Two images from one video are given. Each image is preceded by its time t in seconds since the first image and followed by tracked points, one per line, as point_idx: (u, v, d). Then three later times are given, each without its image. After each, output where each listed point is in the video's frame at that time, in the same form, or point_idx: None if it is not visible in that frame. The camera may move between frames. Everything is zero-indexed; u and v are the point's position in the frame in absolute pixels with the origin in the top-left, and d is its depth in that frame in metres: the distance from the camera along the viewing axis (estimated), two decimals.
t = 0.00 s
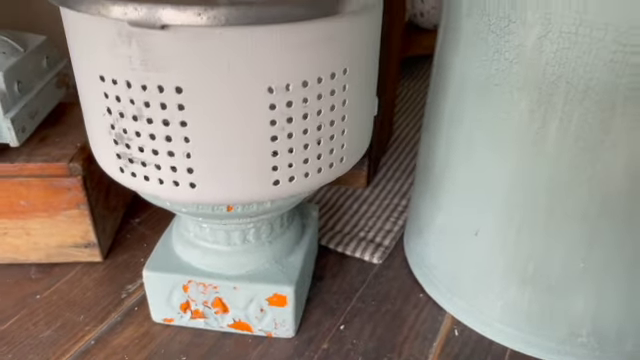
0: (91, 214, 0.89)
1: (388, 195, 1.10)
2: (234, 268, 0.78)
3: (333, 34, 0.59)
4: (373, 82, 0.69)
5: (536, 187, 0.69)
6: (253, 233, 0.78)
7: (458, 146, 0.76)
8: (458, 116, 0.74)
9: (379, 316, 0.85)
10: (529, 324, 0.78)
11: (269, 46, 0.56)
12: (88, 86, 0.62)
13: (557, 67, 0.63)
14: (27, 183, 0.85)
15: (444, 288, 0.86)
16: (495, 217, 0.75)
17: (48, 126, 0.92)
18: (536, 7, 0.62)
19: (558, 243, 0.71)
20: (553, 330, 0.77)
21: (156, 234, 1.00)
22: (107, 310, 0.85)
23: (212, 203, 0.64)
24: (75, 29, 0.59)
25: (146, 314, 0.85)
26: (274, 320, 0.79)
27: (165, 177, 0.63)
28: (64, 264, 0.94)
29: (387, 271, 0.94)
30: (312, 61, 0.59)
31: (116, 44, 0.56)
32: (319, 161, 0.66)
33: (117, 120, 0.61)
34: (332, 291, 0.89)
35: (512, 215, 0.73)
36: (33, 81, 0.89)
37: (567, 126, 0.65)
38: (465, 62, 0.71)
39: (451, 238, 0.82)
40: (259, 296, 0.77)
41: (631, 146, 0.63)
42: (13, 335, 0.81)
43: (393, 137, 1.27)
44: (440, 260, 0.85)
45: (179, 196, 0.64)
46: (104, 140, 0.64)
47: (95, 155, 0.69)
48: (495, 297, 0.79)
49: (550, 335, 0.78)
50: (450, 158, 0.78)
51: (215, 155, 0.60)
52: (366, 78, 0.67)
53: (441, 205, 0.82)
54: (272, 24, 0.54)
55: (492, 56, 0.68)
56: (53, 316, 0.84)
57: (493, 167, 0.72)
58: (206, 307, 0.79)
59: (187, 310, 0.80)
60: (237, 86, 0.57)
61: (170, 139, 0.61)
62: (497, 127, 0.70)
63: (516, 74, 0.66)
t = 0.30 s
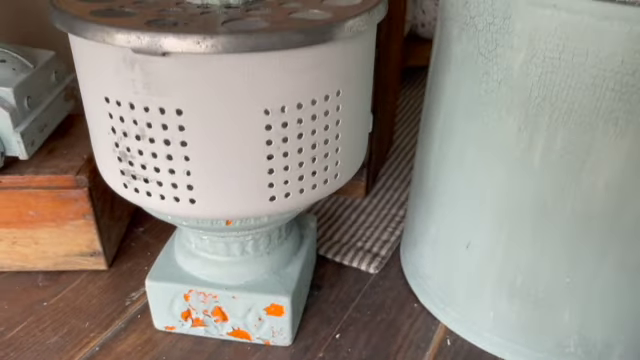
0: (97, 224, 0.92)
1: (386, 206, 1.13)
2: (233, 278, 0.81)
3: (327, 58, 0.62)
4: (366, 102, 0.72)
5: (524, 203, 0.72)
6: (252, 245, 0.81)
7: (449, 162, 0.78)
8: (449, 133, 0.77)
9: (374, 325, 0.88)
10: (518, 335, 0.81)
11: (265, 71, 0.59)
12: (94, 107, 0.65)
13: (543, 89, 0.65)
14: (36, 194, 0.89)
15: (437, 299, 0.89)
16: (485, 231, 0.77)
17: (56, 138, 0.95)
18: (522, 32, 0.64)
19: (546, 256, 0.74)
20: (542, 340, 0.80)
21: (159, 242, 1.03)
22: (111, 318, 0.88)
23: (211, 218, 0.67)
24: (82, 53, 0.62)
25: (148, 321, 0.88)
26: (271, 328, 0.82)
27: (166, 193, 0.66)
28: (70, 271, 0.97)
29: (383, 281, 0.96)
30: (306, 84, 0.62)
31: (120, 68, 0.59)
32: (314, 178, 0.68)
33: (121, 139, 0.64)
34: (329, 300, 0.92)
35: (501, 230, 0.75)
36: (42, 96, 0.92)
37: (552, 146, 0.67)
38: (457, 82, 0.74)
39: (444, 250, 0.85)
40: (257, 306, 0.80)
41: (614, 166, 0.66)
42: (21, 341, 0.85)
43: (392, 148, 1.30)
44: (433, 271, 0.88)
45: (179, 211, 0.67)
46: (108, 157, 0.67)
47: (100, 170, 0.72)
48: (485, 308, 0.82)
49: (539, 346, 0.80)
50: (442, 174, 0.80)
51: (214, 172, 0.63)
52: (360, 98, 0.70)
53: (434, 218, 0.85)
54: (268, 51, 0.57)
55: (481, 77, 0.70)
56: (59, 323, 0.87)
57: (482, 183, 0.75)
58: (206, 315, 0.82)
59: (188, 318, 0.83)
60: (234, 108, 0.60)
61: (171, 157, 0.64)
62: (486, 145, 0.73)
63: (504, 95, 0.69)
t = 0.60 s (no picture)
0: (101, 232, 0.94)
1: (386, 214, 1.14)
2: (233, 287, 0.83)
3: (323, 76, 0.64)
4: (363, 116, 0.74)
5: (517, 216, 0.73)
6: (251, 254, 0.83)
7: (445, 174, 0.80)
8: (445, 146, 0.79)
9: (372, 334, 0.90)
10: (513, 344, 0.82)
11: (263, 89, 0.61)
12: (97, 122, 0.67)
13: (535, 105, 0.67)
14: (41, 202, 0.90)
15: (434, 308, 0.90)
16: (480, 243, 0.79)
17: (62, 147, 0.97)
18: (514, 50, 0.66)
19: (539, 269, 0.75)
20: (536, 350, 0.81)
21: (162, 249, 1.05)
22: (114, 324, 0.90)
23: (211, 229, 0.69)
24: (85, 70, 0.64)
25: (150, 328, 0.90)
26: (270, 336, 0.84)
27: (167, 205, 0.68)
28: (74, 278, 0.99)
29: (381, 289, 0.98)
30: (303, 101, 0.64)
31: (123, 86, 0.61)
32: (311, 191, 0.70)
33: (123, 153, 0.66)
34: (328, 309, 0.94)
35: (495, 242, 0.77)
36: (48, 106, 0.94)
37: (544, 161, 0.68)
38: (452, 97, 0.75)
39: (440, 260, 0.86)
40: (256, 314, 0.82)
41: (605, 181, 0.67)
42: (26, 347, 0.87)
43: (392, 156, 1.31)
44: (430, 281, 0.89)
45: (179, 223, 0.69)
46: (111, 170, 0.69)
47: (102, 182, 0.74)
48: (481, 318, 0.83)
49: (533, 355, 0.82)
50: (439, 186, 0.82)
51: (213, 186, 0.65)
52: (357, 113, 0.71)
53: (430, 228, 0.86)
54: (265, 70, 0.59)
55: (475, 93, 0.72)
56: (63, 330, 0.89)
57: (477, 196, 0.76)
58: (206, 323, 0.84)
59: (189, 325, 0.85)
60: (233, 125, 0.62)
61: (171, 171, 0.65)
62: (480, 159, 0.74)
63: (497, 110, 0.70)
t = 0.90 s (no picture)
0: (105, 241, 0.96)
1: (386, 223, 1.15)
2: (233, 296, 0.84)
3: (320, 94, 0.66)
4: (360, 132, 0.75)
5: (511, 230, 0.75)
6: (251, 265, 0.85)
7: (441, 187, 0.81)
8: (441, 160, 0.80)
9: (369, 343, 0.91)
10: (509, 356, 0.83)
11: (261, 107, 0.63)
12: (100, 137, 0.69)
13: (528, 123, 0.68)
14: (47, 211, 0.93)
15: (431, 318, 0.91)
16: (475, 256, 0.80)
17: (68, 157, 1.00)
18: (507, 68, 0.67)
19: (533, 282, 0.76)
20: None
21: (165, 257, 1.07)
22: (117, 332, 0.92)
23: (211, 242, 0.71)
24: (90, 87, 0.66)
25: (152, 336, 0.92)
26: (269, 345, 0.85)
27: (168, 218, 0.69)
28: (79, 285, 1.01)
29: (380, 298, 0.99)
30: (300, 118, 0.65)
31: (125, 103, 0.63)
32: (308, 204, 0.72)
33: (126, 167, 0.68)
34: (327, 317, 0.95)
35: (490, 256, 0.78)
36: (55, 117, 0.96)
37: (538, 178, 0.70)
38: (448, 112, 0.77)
39: (436, 272, 0.87)
40: (256, 323, 0.84)
41: (597, 197, 0.68)
42: (31, 353, 0.89)
43: (394, 164, 1.33)
44: (427, 291, 0.91)
45: (180, 236, 0.70)
46: (114, 183, 0.71)
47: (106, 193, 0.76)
48: (477, 329, 0.85)
49: None
50: (435, 199, 0.83)
51: (212, 200, 0.67)
52: (354, 129, 0.73)
53: (427, 240, 0.88)
54: (263, 89, 0.61)
55: (470, 109, 0.73)
56: (67, 336, 0.92)
57: (472, 210, 0.78)
58: (207, 331, 0.86)
59: (190, 333, 0.87)
60: (232, 141, 0.64)
61: (172, 185, 0.67)
62: (475, 174, 0.75)
63: (491, 127, 0.71)
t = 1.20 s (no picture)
0: (108, 244, 0.97)
1: (387, 227, 1.16)
2: (233, 301, 0.85)
3: (319, 103, 0.66)
4: (359, 139, 0.76)
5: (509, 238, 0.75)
6: (251, 270, 0.86)
7: (440, 194, 0.82)
8: (440, 168, 0.81)
9: (368, 348, 0.92)
10: None
11: (260, 116, 0.64)
12: (103, 144, 0.70)
13: (524, 133, 0.69)
14: (51, 215, 0.94)
15: (429, 323, 0.92)
16: (473, 262, 0.81)
17: (72, 161, 1.01)
18: (504, 78, 0.68)
19: (530, 289, 0.77)
20: None
21: (167, 261, 1.08)
22: (119, 335, 0.94)
23: (210, 248, 0.72)
24: (92, 96, 0.67)
25: (153, 339, 0.93)
26: (269, 349, 0.86)
27: (168, 224, 0.70)
28: (82, 287, 1.02)
29: (380, 303, 1.00)
30: (299, 127, 0.66)
31: (126, 112, 0.64)
32: (307, 211, 0.73)
33: (127, 174, 0.69)
34: (327, 322, 0.96)
35: (488, 263, 0.79)
36: (59, 122, 0.97)
37: (534, 186, 0.70)
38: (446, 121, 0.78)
39: (435, 278, 0.88)
40: (256, 328, 0.85)
41: (593, 206, 0.69)
42: (35, 355, 0.90)
43: (395, 169, 1.33)
44: (425, 297, 0.91)
45: (180, 242, 0.71)
46: (116, 190, 0.72)
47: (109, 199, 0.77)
48: (475, 334, 0.85)
49: None
50: (434, 206, 0.84)
51: (211, 206, 0.68)
52: (352, 137, 0.74)
53: (426, 246, 0.89)
54: (261, 99, 0.62)
55: (468, 117, 0.74)
56: (70, 339, 0.93)
57: (470, 217, 0.78)
58: (208, 335, 0.87)
59: (190, 337, 0.88)
60: (231, 150, 0.65)
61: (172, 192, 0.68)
62: (473, 181, 0.76)
63: (489, 136, 0.72)
